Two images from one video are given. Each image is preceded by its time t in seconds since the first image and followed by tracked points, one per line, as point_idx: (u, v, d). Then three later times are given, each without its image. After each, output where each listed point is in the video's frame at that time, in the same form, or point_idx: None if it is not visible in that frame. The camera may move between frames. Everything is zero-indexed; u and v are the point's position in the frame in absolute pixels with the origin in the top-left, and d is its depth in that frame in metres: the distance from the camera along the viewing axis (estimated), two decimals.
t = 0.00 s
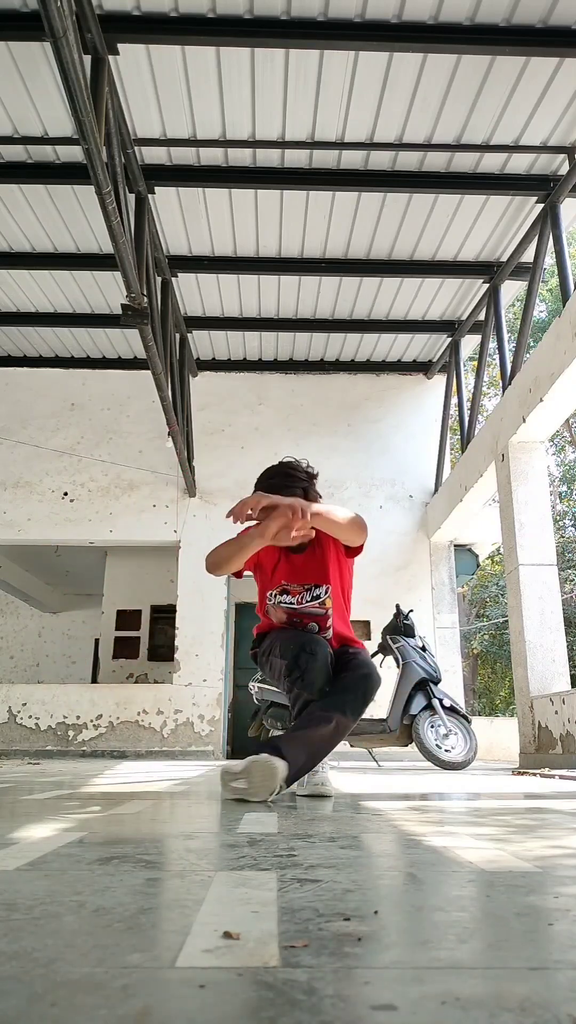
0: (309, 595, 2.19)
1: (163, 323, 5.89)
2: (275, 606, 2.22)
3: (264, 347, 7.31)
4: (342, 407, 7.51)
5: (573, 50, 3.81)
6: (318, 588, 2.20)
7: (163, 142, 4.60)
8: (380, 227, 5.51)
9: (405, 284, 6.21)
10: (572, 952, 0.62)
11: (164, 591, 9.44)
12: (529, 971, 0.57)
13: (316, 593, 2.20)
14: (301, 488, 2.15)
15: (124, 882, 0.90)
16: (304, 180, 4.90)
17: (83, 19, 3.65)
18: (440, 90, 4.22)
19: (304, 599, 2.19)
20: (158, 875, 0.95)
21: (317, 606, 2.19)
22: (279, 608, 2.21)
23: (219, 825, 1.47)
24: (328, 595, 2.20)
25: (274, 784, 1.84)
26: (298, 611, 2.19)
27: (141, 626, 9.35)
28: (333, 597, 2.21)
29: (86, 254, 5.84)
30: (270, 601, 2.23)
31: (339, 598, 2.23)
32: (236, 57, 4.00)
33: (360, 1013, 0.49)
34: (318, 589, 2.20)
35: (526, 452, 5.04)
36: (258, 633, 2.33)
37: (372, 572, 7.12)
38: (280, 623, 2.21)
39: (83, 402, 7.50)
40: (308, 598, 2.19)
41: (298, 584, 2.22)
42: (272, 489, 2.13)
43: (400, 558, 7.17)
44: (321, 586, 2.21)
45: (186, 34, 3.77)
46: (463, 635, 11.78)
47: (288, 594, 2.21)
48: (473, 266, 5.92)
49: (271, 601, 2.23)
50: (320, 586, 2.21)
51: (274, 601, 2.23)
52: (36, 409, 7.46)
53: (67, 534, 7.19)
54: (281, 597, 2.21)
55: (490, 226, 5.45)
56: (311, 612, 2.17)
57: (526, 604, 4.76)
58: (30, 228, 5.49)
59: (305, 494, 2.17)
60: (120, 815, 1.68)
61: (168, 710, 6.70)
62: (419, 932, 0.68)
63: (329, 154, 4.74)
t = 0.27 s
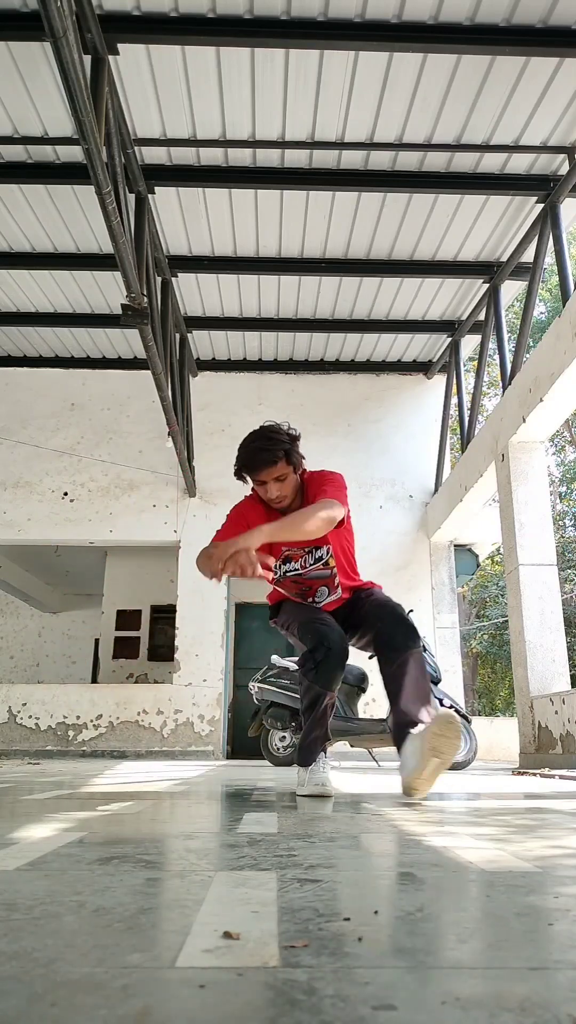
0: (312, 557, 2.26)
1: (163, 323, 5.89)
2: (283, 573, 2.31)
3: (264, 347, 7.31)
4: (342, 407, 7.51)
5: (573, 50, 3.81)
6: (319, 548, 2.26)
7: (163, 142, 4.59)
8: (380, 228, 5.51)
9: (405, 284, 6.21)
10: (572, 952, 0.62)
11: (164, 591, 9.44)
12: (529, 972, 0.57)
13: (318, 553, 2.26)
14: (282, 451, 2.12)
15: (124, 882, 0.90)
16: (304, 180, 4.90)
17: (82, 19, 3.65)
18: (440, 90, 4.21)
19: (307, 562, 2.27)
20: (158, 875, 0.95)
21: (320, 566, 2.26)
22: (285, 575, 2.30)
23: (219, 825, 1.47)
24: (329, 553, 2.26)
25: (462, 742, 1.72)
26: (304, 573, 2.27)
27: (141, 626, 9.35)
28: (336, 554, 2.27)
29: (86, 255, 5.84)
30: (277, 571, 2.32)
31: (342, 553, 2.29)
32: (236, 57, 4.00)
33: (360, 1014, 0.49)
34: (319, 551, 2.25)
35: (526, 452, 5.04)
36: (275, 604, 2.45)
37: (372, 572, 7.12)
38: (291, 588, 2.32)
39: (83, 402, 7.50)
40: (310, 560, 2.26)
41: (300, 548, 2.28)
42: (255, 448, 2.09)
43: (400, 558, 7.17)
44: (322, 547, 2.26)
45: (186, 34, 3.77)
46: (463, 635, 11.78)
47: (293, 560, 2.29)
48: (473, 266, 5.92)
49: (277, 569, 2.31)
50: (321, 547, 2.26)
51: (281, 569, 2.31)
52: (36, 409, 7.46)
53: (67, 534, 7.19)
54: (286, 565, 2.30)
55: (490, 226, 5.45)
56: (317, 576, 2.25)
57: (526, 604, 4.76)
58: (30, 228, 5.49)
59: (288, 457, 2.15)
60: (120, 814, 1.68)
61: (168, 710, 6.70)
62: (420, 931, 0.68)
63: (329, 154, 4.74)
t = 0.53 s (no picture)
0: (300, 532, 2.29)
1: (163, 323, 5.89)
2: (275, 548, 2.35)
3: (264, 347, 7.31)
4: (342, 407, 7.51)
5: (573, 50, 3.81)
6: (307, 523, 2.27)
7: (163, 142, 4.59)
8: (380, 228, 5.51)
9: (405, 284, 6.21)
10: (571, 952, 0.62)
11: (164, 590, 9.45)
12: (529, 972, 0.57)
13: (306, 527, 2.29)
14: (260, 415, 2.07)
15: (124, 881, 0.90)
16: (304, 180, 4.90)
17: (83, 19, 3.66)
18: (440, 90, 4.21)
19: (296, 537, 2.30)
20: (158, 875, 0.95)
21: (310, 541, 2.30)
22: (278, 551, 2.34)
23: (219, 825, 1.47)
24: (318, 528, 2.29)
25: None
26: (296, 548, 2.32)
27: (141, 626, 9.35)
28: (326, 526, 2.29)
29: (86, 255, 5.84)
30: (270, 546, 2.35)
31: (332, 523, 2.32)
32: (236, 57, 4.00)
33: (360, 1013, 0.49)
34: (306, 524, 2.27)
35: (526, 452, 5.04)
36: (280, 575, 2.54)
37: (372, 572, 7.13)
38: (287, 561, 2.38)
39: (83, 402, 7.50)
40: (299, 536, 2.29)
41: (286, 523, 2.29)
42: (233, 414, 2.04)
43: (400, 558, 7.18)
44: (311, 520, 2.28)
45: (186, 34, 3.77)
46: (463, 635, 11.79)
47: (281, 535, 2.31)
48: (473, 266, 5.92)
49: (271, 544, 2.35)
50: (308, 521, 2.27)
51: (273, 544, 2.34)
52: (36, 409, 7.46)
53: (67, 534, 7.19)
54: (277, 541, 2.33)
55: (490, 226, 5.45)
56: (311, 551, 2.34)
57: (526, 604, 4.76)
58: (30, 228, 5.49)
59: (266, 421, 2.10)
60: (121, 814, 1.68)
61: (168, 710, 6.70)
62: (421, 931, 0.68)
63: (329, 154, 4.74)
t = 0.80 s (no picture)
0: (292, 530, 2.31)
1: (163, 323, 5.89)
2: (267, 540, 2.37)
3: (264, 347, 7.31)
4: (342, 407, 7.51)
5: (573, 49, 3.80)
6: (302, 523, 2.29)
7: (163, 142, 4.59)
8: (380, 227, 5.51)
9: (405, 284, 6.21)
10: (571, 952, 0.62)
11: (164, 590, 9.45)
12: (528, 972, 0.57)
13: (299, 528, 2.30)
14: (278, 406, 2.10)
15: (124, 882, 0.90)
16: (304, 180, 4.89)
17: (82, 19, 3.66)
18: (440, 90, 4.21)
19: (288, 534, 2.32)
20: (158, 875, 0.95)
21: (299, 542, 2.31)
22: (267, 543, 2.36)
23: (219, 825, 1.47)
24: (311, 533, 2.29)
25: None
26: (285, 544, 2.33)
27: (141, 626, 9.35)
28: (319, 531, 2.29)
29: (87, 255, 5.84)
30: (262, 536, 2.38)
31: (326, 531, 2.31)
32: (236, 57, 4.00)
33: (360, 1014, 0.49)
34: (300, 524, 2.29)
35: (526, 452, 5.04)
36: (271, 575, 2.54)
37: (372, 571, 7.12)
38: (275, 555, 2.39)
39: (83, 402, 7.50)
40: (291, 533, 2.31)
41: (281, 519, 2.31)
42: (252, 401, 2.07)
43: (400, 558, 7.18)
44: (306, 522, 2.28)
45: (186, 34, 3.77)
46: (463, 635, 11.78)
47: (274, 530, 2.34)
48: (473, 266, 5.92)
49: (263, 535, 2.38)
50: (302, 522, 2.29)
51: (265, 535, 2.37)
52: (36, 409, 7.46)
53: (67, 534, 7.19)
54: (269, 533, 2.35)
55: (490, 226, 5.45)
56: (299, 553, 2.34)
57: (526, 604, 4.76)
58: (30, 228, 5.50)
59: (283, 413, 2.13)
60: (121, 814, 1.68)
61: (168, 710, 6.70)
62: (420, 932, 0.68)
63: (329, 154, 4.74)
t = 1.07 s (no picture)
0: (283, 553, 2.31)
1: (163, 323, 5.89)
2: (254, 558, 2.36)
3: (264, 347, 7.31)
4: (342, 407, 7.51)
5: (573, 50, 3.81)
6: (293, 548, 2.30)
7: (163, 142, 4.59)
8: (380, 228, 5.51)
9: (405, 284, 6.21)
10: (571, 952, 0.62)
11: (164, 590, 9.45)
12: (529, 972, 0.57)
13: (291, 553, 2.31)
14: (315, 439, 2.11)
15: (124, 881, 0.90)
16: (304, 180, 4.90)
17: (82, 19, 3.66)
18: (440, 90, 4.21)
19: (279, 557, 2.31)
20: (158, 875, 0.95)
21: (288, 566, 2.31)
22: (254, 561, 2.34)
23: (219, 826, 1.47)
24: (301, 560, 2.30)
25: None
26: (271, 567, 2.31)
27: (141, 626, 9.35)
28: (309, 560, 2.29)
29: (87, 255, 5.84)
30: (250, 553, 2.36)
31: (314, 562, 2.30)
32: (236, 57, 4.00)
33: (360, 1014, 0.49)
34: (291, 551, 2.30)
35: (526, 452, 5.04)
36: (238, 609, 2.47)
37: (372, 571, 7.13)
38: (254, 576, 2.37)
39: (83, 402, 7.49)
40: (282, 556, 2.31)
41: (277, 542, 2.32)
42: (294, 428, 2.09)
43: (400, 558, 7.18)
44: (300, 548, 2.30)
45: (186, 34, 3.77)
46: (463, 635, 11.79)
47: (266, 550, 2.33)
48: (473, 266, 5.92)
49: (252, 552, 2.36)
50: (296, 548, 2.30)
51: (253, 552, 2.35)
52: (36, 409, 7.46)
53: (67, 534, 7.19)
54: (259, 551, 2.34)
55: (490, 226, 5.45)
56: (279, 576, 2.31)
57: (526, 605, 4.76)
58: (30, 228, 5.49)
59: (319, 446, 2.15)
60: (121, 814, 1.68)
61: (168, 710, 6.71)
62: (420, 932, 0.68)
63: (329, 154, 4.74)
